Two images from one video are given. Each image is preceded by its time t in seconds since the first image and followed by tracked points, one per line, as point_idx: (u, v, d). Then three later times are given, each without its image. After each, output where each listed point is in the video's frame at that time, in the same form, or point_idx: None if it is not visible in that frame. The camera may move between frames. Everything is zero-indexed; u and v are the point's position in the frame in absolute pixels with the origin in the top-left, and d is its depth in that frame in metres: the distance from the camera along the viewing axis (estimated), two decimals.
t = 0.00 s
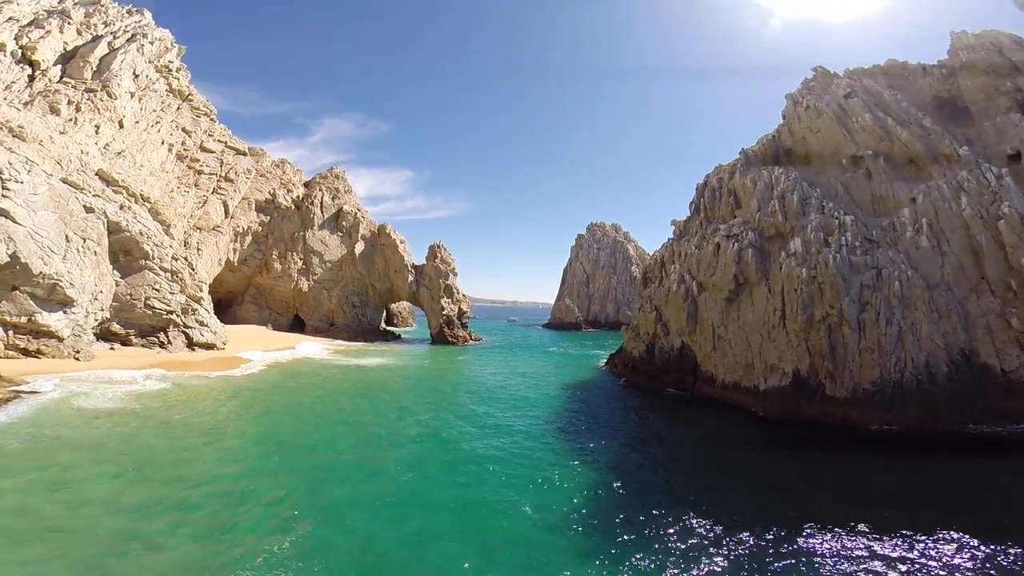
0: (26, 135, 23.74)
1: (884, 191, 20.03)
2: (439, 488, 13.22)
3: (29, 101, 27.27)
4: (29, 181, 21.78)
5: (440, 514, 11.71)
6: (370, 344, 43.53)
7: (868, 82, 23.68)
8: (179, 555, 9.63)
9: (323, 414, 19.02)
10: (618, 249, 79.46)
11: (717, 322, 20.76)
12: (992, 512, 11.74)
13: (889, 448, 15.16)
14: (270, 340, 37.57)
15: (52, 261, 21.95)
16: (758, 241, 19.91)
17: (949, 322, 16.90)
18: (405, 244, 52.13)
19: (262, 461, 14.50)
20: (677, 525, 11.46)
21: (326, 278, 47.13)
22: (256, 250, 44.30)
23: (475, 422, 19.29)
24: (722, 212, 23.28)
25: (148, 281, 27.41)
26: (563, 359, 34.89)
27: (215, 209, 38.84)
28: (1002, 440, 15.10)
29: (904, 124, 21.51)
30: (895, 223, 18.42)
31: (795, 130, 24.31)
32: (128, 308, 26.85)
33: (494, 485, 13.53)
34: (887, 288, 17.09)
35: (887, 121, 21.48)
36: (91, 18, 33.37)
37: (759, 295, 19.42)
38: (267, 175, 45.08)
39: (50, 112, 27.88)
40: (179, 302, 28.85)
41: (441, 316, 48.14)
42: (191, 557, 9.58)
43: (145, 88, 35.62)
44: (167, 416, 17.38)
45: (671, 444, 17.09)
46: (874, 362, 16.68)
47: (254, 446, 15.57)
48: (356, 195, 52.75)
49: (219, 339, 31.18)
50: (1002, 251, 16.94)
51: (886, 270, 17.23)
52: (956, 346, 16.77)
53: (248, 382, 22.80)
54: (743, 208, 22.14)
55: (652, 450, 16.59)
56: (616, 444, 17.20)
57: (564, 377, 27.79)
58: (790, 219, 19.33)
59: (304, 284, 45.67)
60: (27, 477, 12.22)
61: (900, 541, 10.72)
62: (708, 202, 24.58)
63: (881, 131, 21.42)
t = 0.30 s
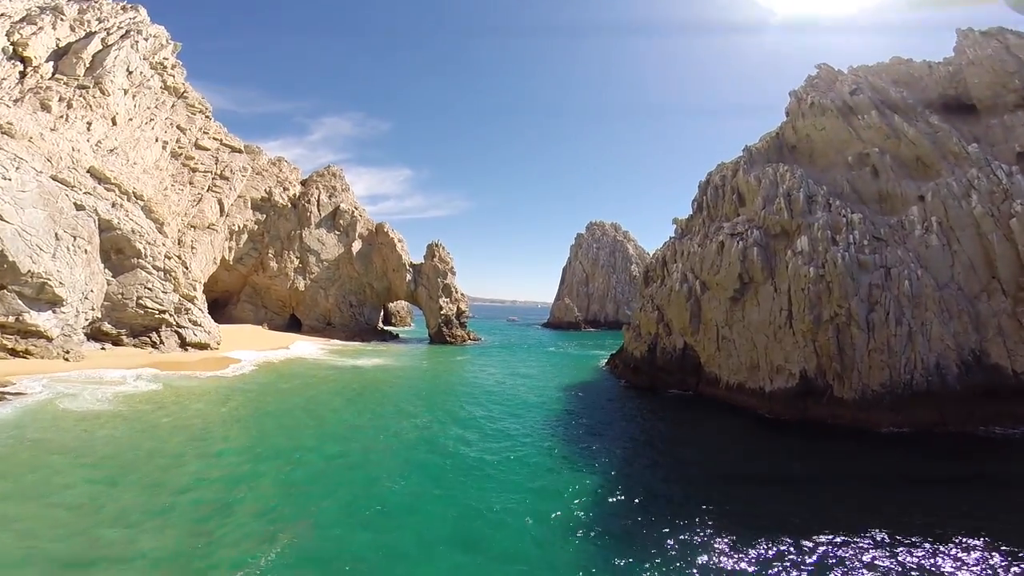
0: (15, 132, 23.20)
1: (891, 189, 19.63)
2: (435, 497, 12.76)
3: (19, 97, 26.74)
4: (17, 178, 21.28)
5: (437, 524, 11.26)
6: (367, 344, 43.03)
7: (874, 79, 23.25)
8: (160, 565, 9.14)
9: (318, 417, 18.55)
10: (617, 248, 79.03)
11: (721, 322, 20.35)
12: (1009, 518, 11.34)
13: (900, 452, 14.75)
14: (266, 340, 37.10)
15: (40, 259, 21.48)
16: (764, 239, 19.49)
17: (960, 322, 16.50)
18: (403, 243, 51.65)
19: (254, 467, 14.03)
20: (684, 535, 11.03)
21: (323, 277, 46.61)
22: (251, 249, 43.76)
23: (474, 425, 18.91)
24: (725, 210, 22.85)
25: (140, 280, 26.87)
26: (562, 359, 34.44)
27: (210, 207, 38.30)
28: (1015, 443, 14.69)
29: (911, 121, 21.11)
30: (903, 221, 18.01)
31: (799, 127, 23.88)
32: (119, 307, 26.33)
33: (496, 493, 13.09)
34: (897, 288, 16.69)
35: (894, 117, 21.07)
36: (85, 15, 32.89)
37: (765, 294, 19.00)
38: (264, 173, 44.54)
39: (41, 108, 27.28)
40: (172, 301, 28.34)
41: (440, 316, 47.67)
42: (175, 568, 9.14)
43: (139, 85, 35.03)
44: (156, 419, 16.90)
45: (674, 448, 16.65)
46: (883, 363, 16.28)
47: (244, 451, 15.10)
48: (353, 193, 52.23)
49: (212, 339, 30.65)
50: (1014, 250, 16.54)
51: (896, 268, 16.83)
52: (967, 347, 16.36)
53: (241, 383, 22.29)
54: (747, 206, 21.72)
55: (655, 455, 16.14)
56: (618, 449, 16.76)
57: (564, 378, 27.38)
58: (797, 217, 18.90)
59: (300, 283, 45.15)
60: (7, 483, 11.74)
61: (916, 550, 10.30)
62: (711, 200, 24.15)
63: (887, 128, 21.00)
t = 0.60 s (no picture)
0: None
1: (893, 187, 19.41)
2: (431, 505, 12.36)
3: (4, 92, 25.98)
4: None
5: (433, 535, 10.87)
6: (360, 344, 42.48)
7: (874, 77, 23.05)
8: None
9: (311, 420, 18.07)
10: (613, 247, 78.76)
11: (721, 322, 20.06)
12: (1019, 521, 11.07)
13: (904, 454, 14.51)
14: (257, 340, 36.54)
15: (22, 257, 20.93)
16: (764, 237, 19.20)
17: (964, 322, 16.28)
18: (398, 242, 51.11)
19: (242, 473, 13.56)
20: (687, 544, 10.68)
21: (316, 276, 46.01)
22: (243, 247, 43.11)
23: (470, 428, 18.51)
24: (725, 209, 22.56)
25: (127, 279, 26.21)
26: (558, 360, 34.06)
27: (201, 205, 37.63)
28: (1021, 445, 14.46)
29: (912, 119, 20.90)
30: (906, 219, 17.83)
31: (799, 125, 23.62)
32: (105, 306, 25.68)
33: (494, 501, 12.69)
34: (900, 287, 16.47)
35: (895, 115, 20.84)
36: (73, 10, 32.17)
37: (766, 294, 18.72)
38: (256, 171, 43.91)
39: (27, 104, 26.46)
40: (161, 300, 27.70)
41: (435, 315, 47.20)
42: None
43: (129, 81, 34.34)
44: (142, 422, 16.38)
45: (674, 451, 16.34)
46: (887, 364, 16.03)
47: (232, 456, 14.60)
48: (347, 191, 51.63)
49: (201, 339, 30.04)
50: (1019, 249, 16.36)
51: (899, 268, 16.61)
52: (972, 347, 16.13)
53: (231, 384, 21.73)
54: (746, 204, 21.44)
55: (655, 459, 15.78)
56: (617, 452, 16.41)
57: (560, 379, 27.01)
58: (798, 215, 18.62)
59: (293, 282, 44.54)
60: None
61: (926, 556, 9.99)
62: (710, 198, 23.85)
63: (889, 126, 20.78)
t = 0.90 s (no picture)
0: None
1: (896, 186, 19.20)
2: (428, 513, 11.99)
3: None
4: None
5: (430, 546, 10.50)
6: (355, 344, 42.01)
7: (876, 75, 22.80)
8: None
9: (304, 424, 17.65)
10: (611, 247, 78.45)
11: (722, 322, 19.78)
12: None
13: (910, 458, 14.27)
14: (250, 340, 36.06)
15: (7, 256, 20.39)
16: (766, 236, 18.93)
17: (971, 323, 16.07)
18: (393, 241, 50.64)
19: (231, 480, 13.15)
20: (691, 554, 10.36)
21: (310, 275, 45.50)
22: (236, 246, 42.56)
23: (469, 432, 18.13)
24: (725, 208, 22.26)
25: (117, 278, 25.68)
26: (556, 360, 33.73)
27: (193, 204, 37.04)
28: None
29: (915, 118, 20.67)
30: (910, 219, 17.69)
31: (800, 123, 23.35)
32: (94, 306, 25.13)
33: (495, 510, 12.33)
34: (905, 287, 16.24)
35: (898, 113, 20.61)
36: (63, 6, 31.57)
37: (768, 294, 18.45)
38: (249, 170, 43.34)
39: (14, 101, 25.88)
40: (151, 300, 27.15)
41: (431, 316, 46.75)
42: None
43: (120, 78, 33.75)
44: (129, 426, 15.93)
45: (675, 454, 16.04)
46: (893, 365, 15.79)
47: (223, 462, 14.15)
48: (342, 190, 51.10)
49: (192, 340, 29.52)
50: None
51: (904, 267, 16.38)
52: (979, 349, 15.91)
53: (222, 387, 21.28)
54: (747, 203, 21.15)
55: (656, 463, 15.47)
56: (618, 456, 16.08)
57: (559, 380, 26.69)
58: (801, 214, 18.35)
59: (287, 282, 44.05)
60: None
61: (938, 565, 9.70)
62: (709, 197, 23.56)
63: (891, 125, 20.54)
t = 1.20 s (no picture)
0: None
1: (900, 183, 19.00)
2: (428, 520, 11.65)
3: None
4: None
5: (431, 555, 10.15)
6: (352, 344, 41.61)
7: (878, 72, 22.55)
8: None
9: (299, 427, 17.27)
10: (608, 246, 78.20)
11: (724, 322, 19.51)
12: None
13: (919, 461, 14.00)
14: (245, 340, 35.63)
15: None
16: (769, 234, 18.67)
17: (978, 322, 15.94)
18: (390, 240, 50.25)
19: (224, 485, 12.76)
20: (700, 562, 10.06)
21: (306, 274, 45.07)
22: (231, 245, 42.09)
23: (467, 434, 17.81)
24: (726, 206, 21.96)
25: (108, 277, 25.20)
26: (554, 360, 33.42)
27: (187, 202, 36.51)
28: None
29: (918, 115, 20.46)
30: (915, 217, 17.58)
31: (801, 121, 23.07)
32: (84, 306, 24.64)
33: (496, 516, 11.97)
34: (912, 286, 16.05)
35: (901, 111, 20.38)
36: (55, 2, 31.04)
37: (772, 293, 18.19)
38: (244, 168, 42.85)
39: (3, 97, 25.33)
40: (143, 300, 26.67)
41: (428, 315, 46.36)
42: None
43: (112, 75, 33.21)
44: (120, 429, 15.51)
45: (679, 457, 15.73)
46: (900, 365, 15.59)
47: (214, 467, 13.73)
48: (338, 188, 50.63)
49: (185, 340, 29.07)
50: None
51: (910, 266, 16.19)
52: (986, 348, 15.76)
53: (216, 388, 20.85)
54: (749, 201, 20.88)
55: (659, 466, 15.16)
56: (621, 460, 15.77)
57: (558, 380, 26.39)
58: (804, 211, 18.08)
59: (282, 282, 43.61)
60: None
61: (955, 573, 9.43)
62: (710, 194, 23.25)
63: (894, 122, 20.31)
